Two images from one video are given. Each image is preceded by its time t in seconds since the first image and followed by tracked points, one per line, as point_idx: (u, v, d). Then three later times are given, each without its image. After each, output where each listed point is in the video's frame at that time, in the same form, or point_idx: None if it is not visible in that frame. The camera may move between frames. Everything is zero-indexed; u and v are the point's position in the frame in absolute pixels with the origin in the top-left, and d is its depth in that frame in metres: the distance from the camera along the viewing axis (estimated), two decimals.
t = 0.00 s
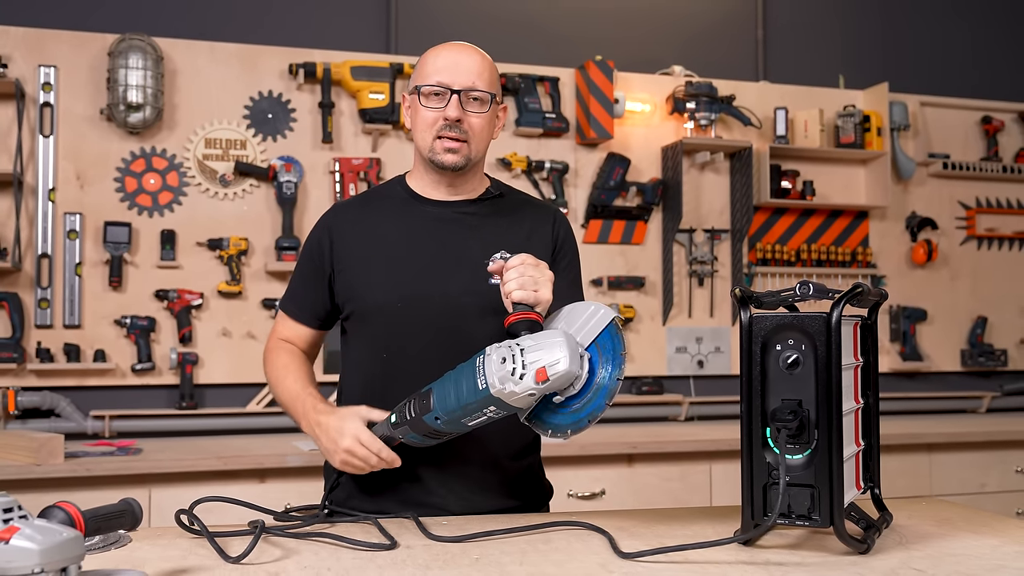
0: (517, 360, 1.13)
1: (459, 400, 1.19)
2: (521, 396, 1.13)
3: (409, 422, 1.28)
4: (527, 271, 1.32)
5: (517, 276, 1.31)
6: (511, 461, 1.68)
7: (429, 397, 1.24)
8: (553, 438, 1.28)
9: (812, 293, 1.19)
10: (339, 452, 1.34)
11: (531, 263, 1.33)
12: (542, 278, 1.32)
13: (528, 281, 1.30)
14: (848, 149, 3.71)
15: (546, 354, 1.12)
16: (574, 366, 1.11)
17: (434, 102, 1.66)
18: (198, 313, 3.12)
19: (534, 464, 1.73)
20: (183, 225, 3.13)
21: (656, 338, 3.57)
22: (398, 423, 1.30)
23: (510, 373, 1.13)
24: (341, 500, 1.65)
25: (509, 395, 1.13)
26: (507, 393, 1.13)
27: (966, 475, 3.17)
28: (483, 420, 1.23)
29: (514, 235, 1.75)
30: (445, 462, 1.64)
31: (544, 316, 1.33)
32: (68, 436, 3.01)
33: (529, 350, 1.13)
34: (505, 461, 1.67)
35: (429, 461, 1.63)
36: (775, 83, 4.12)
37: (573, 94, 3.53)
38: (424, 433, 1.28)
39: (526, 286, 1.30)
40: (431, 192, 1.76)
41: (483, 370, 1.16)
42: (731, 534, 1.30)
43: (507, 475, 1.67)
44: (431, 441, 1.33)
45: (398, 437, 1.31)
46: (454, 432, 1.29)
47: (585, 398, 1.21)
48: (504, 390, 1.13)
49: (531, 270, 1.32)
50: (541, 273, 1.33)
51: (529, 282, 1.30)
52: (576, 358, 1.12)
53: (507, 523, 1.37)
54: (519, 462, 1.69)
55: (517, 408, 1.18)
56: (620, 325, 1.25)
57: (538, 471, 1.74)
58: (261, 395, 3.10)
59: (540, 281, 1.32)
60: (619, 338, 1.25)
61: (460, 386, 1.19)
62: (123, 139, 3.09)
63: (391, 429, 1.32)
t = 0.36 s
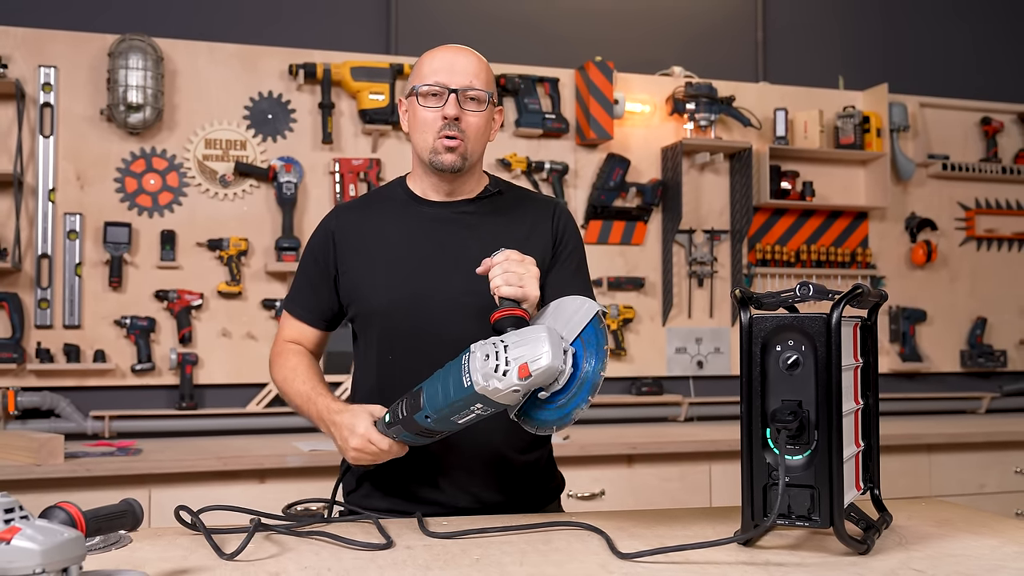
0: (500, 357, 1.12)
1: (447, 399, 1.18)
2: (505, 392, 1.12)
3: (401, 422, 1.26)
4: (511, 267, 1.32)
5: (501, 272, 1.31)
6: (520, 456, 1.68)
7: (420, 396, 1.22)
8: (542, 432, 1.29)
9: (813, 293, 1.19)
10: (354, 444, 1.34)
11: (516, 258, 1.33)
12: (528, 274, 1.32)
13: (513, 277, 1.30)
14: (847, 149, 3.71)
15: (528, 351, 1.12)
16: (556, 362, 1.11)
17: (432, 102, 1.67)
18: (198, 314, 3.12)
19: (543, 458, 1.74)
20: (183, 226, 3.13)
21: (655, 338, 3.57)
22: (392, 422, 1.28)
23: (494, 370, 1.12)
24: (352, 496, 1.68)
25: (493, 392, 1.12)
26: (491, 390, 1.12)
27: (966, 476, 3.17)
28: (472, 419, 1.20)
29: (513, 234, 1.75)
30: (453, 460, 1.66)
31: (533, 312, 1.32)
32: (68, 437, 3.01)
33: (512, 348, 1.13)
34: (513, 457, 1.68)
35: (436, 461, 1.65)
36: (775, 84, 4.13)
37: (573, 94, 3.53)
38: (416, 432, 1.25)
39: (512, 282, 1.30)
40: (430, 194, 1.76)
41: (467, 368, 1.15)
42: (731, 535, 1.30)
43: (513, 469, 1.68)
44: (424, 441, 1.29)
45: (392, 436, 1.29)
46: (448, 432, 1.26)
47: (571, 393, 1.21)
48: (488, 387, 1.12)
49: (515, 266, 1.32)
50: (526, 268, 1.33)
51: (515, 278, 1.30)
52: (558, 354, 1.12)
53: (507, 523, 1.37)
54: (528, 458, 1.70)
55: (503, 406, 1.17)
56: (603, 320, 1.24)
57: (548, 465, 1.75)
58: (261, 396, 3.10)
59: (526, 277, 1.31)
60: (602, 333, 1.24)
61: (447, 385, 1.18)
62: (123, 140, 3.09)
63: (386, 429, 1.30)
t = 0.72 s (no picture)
0: (542, 362, 1.11)
1: (476, 394, 1.17)
2: (540, 398, 1.12)
3: (420, 406, 1.24)
4: (561, 274, 1.31)
5: (550, 278, 1.30)
6: (517, 454, 1.68)
7: (446, 385, 1.21)
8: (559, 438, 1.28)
9: (812, 294, 1.19)
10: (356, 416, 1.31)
11: (565, 265, 1.32)
12: (576, 282, 1.32)
13: (561, 285, 1.30)
14: (845, 150, 3.71)
15: (573, 361, 1.11)
16: (598, 378, 1.11)
17: (421, 108, 1.69)
18: (196, 314, 3.12)
19: (543, 457, 1.73)
20: (181, 226, 3.13)
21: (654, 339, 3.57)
22: (409, 405, 1.25)
23: (534, 374, 1.12)
24: (354, 496, 1.69)
25: (528, 395, 1.12)
26: (527, 393, 1.11)
27: (964, 476, 3.17)
28: (494, 416, 1.20)
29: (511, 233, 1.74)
30: (450, 459, 1.66)
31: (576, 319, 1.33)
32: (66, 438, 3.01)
33: (556, 354, 1.12)
34: (510, 455, 1.67)
35: (432, 460, 1.66)
36: (773, 84, 4.13)
37: (571, 95, 3.53)
38: (434, 420, 1.24)
39: (559, 289, 1.30)
40: (425, 197, 1.76)
41: (505, 366, 1.14)
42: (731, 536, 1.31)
43: (513, 468, 1.68)
44: (440, 429, 1.28)
45: (408, 418, 1.27)
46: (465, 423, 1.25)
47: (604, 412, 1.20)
48: (524, 391, 1.12)
49: (566, 272, 1.32)
50: (575, 277, 1.33)
51: (563, 284, 1.31)
52: (602, 370, 1.12)
53: (507, 524, 1.37)
54: (526, 456, 1.69)
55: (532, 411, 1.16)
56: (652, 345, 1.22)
57: (549, 463, 1.74)
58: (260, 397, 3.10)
59: (573, 285, 1.31)
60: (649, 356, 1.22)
61: (480, 380, 1.17)
62: (122, 141, 3.09)
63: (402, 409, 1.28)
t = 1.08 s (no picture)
0: (528, 321, 1.16)
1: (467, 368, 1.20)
2: (530, 355, 1.15)
3: (411, 399, 1.24)
4: (526, 258, 1.33)
5: (516, 263, 1.32)
6: (515, 457, 1.69)
7: (435, 371, 1.23)
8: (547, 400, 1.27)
9: (809, 294, 1.19)
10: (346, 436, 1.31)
11: (530, 252, 1.34)
12: (542, 263, 1.33)
13: (526, 266, 1.31)
14: (843, 149, 3.71)
15: (555, 314, 1.15)
16: (582, 325, 1.15)
17: (429, 115, 1.66)
18: (195, 315, 3.12)
19: (540, 458, 1.74)
20: (179, 227, 3.13)
21: (652, 339, 3.57)
22: (400, 400, 1.25)
23: (521, 333, 1.16)
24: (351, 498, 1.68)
25: (518, 351, 1.15)
26: (517, 350, 1.15)
27: (962, 475, 3.18)
28: (488, 393, 1.21)
29: (512, 237, 1.75)
30: (450, 461, 1.66)
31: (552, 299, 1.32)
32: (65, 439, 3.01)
33: (538, 314, 1.17)
34: (509, 457, 1.68)
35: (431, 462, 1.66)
36: (771, 84, 4.13)
37: (568, 95, 3.53)
38: (427, 408, 1.24)
39: (526, 270, 1.31)
40: (430, 198, 1.76)
41: (492, 334, 1.18)
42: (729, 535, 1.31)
43: (513, 471, 1.69)
44: (434, 422, 1.28)
45: (399, 415, 1.26)
46: (459, 410, 1.26)
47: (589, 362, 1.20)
48: (514, 348, 1.15)
49: (531, 256, 1.33)
50: (541, 259, 1.33)
51: (529, 266, 1.31)
52: (584, 320, 1.16)
53: (505, 524, 1.37)
54: (523, 458, 1.70)
55: (524, 376, 1.19)
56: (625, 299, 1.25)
57: (545, 464, 1.75)
58: (258, 398, 3.10)
59: (540, 265, 1.32)
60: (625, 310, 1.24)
61: (468, 355, 1.20)
62: (120, 142, 3.09)
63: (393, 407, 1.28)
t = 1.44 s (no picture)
0: (502, 312, 1.15)
1: (450, 367, 1.20)
2: (508, 345, 1.14)
3: (403, 405, 1.27)
4: (503, 253, 1.33)
5: (493, 261, 1.32)
6: (518, 459, 1.69)
7: (422, 375, 1.24)
8: (535, 388, 1.24)
9: (806, 295, 1.19)
10: (348, 450, 1.33)
11: (506, 247, 1.33)
12: (519, 257, 1.32)
13: (502, 262, 1.31)
14: (841, 150, 3.71)
15: (528, 302, 1.14)
16: (556, 309, 1.13)
17: (429, 126, 1.64)
18: (192, 317, 3.12)
19: (541, 462, 1.74)
20: (176, 229, 3.12)
21: (650, 340, 3.57)
22: (393, 408, 1.29)
23: (497, 324, 1.15)
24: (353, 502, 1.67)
25: (496, 343, 1.14)
26: (494, 342, 1.14)
27: (960, 475, 3.18)
28: (476, 390, 1.21)
29: (514, 238, 1.75)
30: (453, 463, 1.66)
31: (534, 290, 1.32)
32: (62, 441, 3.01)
33: (513, 304, 1.16)
34: (512, 459, 1.68)
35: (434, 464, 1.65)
36: (768, 85, 4.13)
37: (566, 96, 3.54)
38: (419, 413, 1.25)
39: (502, 266, 1.31)
40: (431, 202, 1.76)
41: (470, 330, 1.18)
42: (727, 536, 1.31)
43: (515, 473, 1.69)
44: (430, 428, 1.29)
45: (393, 423, 1.29)
46: (453, 411, 1.26)
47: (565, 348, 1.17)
48: (492, 340, 1.14)
49: (508, 251, 1.33)
50: (519, 254, 1.33)
51: (505, 261, 1.31)
52: (558, 305, 1.14)
53: (502, 525, 1.37)
54: (525, 460, 1.70)
55: (508, 369, 1.18)
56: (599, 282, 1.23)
57: (546, 468, 1.75)
58: (256, 399, 3.10)
59: (517, 259, 1.31)
60: (600, 291, 1.22)
61: (450, 354, 1.20)
62: (117, 144, 3.08)
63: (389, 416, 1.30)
